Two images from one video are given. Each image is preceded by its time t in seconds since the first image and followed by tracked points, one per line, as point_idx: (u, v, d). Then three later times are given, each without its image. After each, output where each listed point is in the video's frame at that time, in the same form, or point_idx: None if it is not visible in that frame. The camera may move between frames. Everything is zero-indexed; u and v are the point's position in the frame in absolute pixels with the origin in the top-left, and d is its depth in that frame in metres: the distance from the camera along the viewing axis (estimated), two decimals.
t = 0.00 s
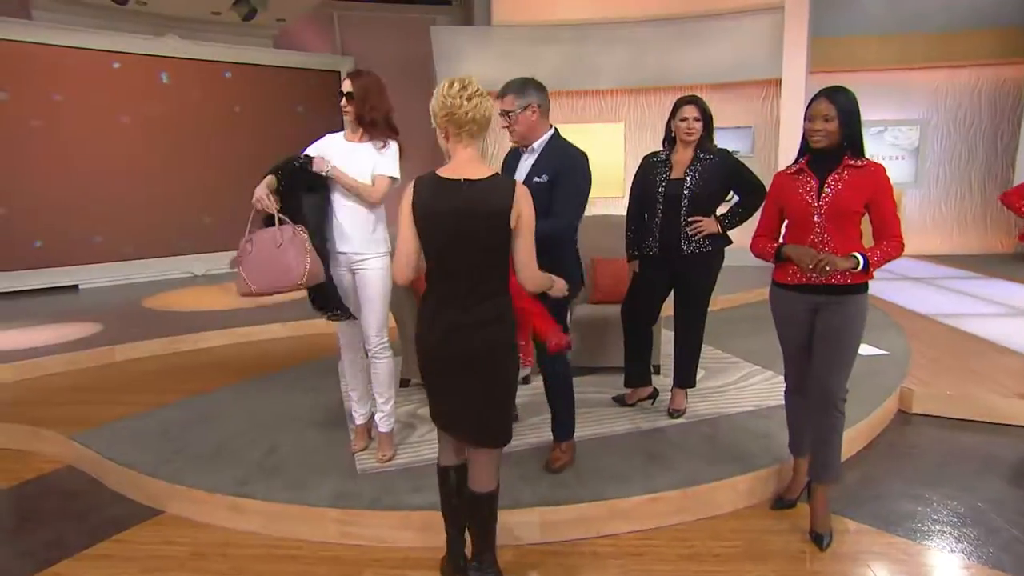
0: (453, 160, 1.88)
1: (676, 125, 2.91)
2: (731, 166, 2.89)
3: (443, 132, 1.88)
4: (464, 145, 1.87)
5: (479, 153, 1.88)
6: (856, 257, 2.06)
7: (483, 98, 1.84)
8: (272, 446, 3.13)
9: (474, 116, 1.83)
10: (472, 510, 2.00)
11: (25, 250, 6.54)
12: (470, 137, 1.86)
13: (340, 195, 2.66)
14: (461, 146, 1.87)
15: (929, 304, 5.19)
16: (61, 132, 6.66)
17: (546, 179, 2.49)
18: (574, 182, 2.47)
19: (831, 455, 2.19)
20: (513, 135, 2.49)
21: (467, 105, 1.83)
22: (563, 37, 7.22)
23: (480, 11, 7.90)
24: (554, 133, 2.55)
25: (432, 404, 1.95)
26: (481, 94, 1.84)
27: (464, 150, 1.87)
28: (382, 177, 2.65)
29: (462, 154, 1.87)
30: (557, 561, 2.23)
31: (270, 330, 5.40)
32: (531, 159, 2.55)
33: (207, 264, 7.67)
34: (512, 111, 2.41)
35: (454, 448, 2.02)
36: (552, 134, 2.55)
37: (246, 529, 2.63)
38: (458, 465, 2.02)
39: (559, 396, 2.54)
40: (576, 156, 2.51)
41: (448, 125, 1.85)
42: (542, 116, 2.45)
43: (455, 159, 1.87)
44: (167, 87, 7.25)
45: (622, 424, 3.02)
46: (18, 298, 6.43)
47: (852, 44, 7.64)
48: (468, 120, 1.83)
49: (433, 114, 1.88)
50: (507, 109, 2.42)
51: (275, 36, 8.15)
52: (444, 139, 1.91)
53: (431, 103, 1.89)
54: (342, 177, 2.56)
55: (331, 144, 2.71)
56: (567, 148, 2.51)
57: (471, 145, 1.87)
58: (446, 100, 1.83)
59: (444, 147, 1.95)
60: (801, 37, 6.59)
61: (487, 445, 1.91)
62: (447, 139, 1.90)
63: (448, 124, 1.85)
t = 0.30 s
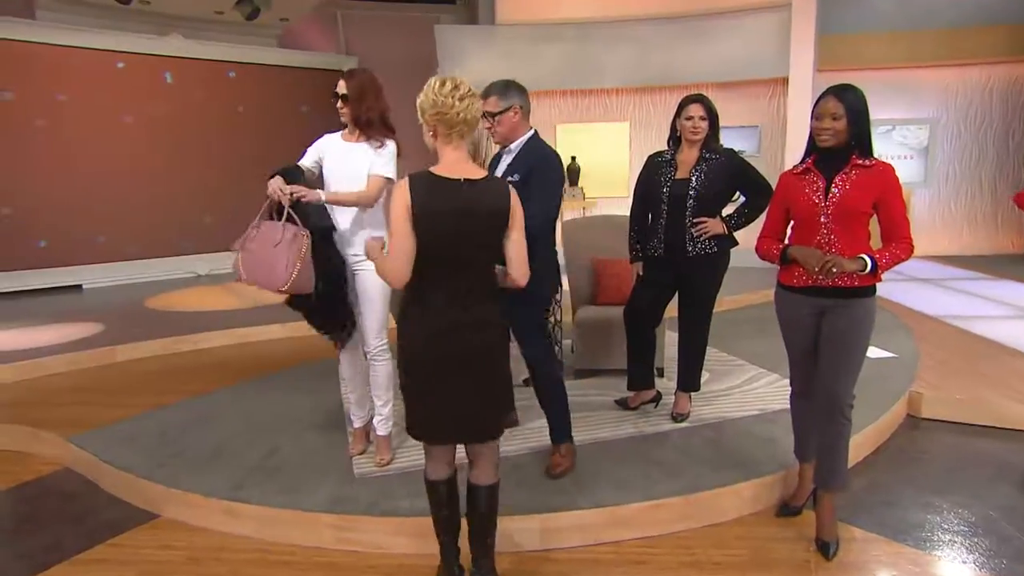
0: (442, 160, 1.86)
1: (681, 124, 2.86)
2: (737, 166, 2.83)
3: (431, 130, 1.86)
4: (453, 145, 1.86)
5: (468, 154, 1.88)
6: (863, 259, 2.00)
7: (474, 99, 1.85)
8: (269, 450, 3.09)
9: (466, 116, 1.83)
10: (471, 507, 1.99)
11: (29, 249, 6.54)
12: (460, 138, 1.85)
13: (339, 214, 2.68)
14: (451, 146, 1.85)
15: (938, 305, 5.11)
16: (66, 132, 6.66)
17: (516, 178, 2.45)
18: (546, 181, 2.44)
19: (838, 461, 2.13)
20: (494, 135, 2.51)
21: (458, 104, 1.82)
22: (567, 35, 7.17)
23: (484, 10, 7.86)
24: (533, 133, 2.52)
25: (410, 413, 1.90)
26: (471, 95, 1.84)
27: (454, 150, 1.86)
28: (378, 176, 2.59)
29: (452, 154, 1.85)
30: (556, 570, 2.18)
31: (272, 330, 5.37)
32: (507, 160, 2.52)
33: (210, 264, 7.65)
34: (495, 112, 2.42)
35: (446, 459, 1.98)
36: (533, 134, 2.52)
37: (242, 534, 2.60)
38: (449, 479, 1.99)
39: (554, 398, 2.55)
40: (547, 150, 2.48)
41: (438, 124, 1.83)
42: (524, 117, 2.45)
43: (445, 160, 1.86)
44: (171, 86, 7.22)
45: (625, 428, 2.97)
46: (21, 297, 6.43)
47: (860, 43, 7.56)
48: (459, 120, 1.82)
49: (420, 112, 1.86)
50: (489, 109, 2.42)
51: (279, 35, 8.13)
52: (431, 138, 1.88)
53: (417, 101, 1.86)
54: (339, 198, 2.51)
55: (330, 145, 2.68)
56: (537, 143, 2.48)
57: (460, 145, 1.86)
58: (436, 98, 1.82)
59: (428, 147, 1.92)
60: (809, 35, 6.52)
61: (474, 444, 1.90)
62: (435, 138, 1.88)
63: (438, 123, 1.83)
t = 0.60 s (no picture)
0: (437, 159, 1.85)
1: (687, 120, 2.81)
2: (745, 164, 2.78)
3: (423, 129, 1.84)
4: (447, 143, 1.84)
5: (461, 151, 1.87)
6: (871, 259, 1.95)
7: (467, 96, 1.83)
8: (269, 451, 3.06)
9: (460, 113, 1.81)
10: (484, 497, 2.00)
11: (35, 249, 6.55)
12: (455, 136, 1.84)
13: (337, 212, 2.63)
14: (445, 144, 1.84)
15: (949, 306, 5.03)
16: (72, 131, 6.66)
17: (512, 175, 2.48)
18: (540, 174, 2.48)
19: (845, 467, 2.07)
20: (495, 132, 2.49)
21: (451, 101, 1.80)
22: (573, 33, 7.12)
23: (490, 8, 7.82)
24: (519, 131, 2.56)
25: (403, 420, 1.86)
26: (463, 91, 1.82)
27: (448, 148, 1.84)
28: (378, 172, 2.55)
29: (447, 153, 1.84)
30: None
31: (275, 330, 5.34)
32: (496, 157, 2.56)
33: (215, 263, 7.64)
34: (497, 108, 2.42)
35: (442, 467, 1.93)
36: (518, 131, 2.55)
37: (239, 537, 2.57)
38: (444, 485, 1.95)
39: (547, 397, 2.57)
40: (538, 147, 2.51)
41: (431, 122, 1.81)
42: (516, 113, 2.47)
43: (440, 158, 1.84)
44: (177, 85, 7.21)
45: (628, 431, 2.92)
46: (26, 296, 6.44)
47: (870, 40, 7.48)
48: (453, 118, 1.80)
49: (411, 110, 1.83)
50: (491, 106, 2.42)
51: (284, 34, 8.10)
52: (423, 137, 1.86)
53: (408, 99, 1.83)
54: (337, 191, 2.47)
55: (331, 143, 2.64)
56: (528, 142, 2.50)
57: (455, 143, 1.84)
58: (429, 95, 1.79)
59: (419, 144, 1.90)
60: (818, 31, 6.44)
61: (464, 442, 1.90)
62: (428, 137, 1.86)
63: (432, 121, 1.81)
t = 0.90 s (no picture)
0: (445, 157, 1.83)
1: (693, 118, 2.75)
2: (752, 164, 2.73)
3: (428, 127, 1.82)
4: (453, 141, 1.83)
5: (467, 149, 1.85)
6: (878, 260, 1.89)
7: (472, 94, 1.82)
8: (266, 453, 3.03)
9: (466, 111, 1.80)
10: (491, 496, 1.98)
11: (39, 248, 6.54)
12: (461, 134, 1.83)
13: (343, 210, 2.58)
14: (451, 142, 1.82)
15: (960, 307, 4.96)
16: (77, 131, 6.65)
17: (539, 170, 2.57)
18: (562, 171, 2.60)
19: (852, 474, 2.01)
20: (523, 128, 2.48)
21: (458, 99, 1.79)
22: (577, 30, 7.06)
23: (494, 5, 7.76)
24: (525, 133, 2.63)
25: (415, 420, 1.83)
26: (468, 88, 1.82)
27: (456, 147, 1.83)
28: (378, 174, 2.52)
29: (454, 150, 1.82)
30: None
31: (277, 330, 5.31)
32: (511, 156, 2.61)
33: (219, 263, 7.56)
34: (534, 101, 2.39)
35: (447, 470, 1.89)
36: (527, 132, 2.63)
37: (236, 541, 2.53)
38: (450, 490, 1.91)
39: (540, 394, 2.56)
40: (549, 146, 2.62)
41: (437, 120, 1.79)
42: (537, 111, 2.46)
43: (448, 156, 1.83)
44: (180, 84, 7.18)
45: (631, 435, 2.87)
46: (29, 295, 6.43)
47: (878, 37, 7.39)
48: (460, 115, 1.78)
49: (415, 108, 1.81)
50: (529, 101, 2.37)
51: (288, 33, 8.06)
52: (428, 134, 1.84)
53: (412, 96, 1.81)
54: (342, 197, 2.45)
55: (329, 141, 2.60)
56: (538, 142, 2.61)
57: (461, 141, 1.83)
58: (435, 93, 1.77)
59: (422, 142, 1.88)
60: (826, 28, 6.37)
61: (471, 443, 1.87)
62: (433, 135, 1.84)
63: (438, 119, 1.79)
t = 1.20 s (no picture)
0: (466, 155, 1.80)
1: (701, 115, 2.70)
2: (761, 162, 2.67)
3: (446, 125, 1.78)
4: (473, 139, 1.80)
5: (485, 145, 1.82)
6: (889, 261, 1.84)
7: (489, 90, 1.79)
8: (266, 453, 3.00)
9: (485, 108, 1.77)
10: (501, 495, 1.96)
11: (43, 247, 6.53)
12: (480, 131, 1.79)
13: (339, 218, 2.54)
14: (470, 139, 1.79)
15: (971, 308, 4.89)
16: (82, 130, 6.64)
17: (563, 168, 2.58)
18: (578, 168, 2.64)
19: (861, 482, 1.96)
20: (548, 124, 2.42)
21: (476, 95, 1.76)
22: (583, 28, 7.01)
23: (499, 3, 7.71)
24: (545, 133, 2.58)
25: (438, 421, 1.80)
26: (486, 85, 1.79)
27: (475, 144, 1.80)
28: (378, 175, 2.48)
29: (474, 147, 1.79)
30: None
31: (280, 329, 5.28)
32: (532, 153, 2.54)
33: (223, 261, 7.55)
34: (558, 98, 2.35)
35: (463, 476, 1.85)
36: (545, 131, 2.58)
37: (233, 545, 2.50)
38: (469, 495, 1.87)
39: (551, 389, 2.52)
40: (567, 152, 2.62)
41: (455, 117, 1.76)
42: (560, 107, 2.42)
43: (468, 154, 1.79)
44: (185, 83, 7.16)
45: (636, 437, 2.83)
46: (34, 294, 6.42)
47: (888, 35, 7.31)
48: (479, 112, 1.75)
49: (431, 106, 1.78)
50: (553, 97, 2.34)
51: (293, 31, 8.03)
52: (444, 132, 1.80)
53: (427, 95, 1.78)
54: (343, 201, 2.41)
55: (328, 141, 2.55)
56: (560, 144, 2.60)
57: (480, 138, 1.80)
58: (454, 90, 1.74)
59: (437, 141, 1.85)
60: (835, 26, 6.30)
61: (492, 442, 1.83)
62: (451, 133, 1.80)
63: (455, 117, 1.76)
